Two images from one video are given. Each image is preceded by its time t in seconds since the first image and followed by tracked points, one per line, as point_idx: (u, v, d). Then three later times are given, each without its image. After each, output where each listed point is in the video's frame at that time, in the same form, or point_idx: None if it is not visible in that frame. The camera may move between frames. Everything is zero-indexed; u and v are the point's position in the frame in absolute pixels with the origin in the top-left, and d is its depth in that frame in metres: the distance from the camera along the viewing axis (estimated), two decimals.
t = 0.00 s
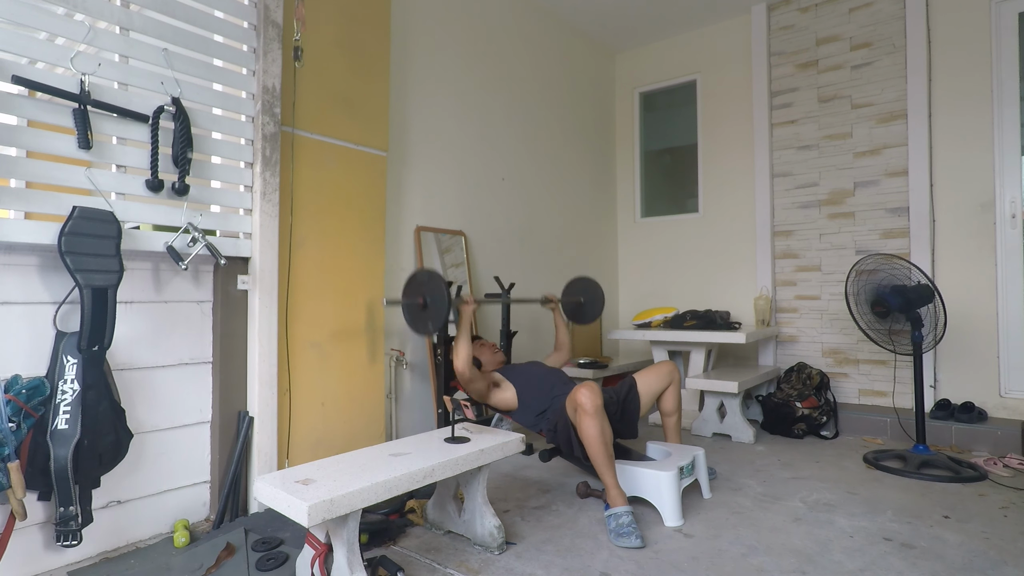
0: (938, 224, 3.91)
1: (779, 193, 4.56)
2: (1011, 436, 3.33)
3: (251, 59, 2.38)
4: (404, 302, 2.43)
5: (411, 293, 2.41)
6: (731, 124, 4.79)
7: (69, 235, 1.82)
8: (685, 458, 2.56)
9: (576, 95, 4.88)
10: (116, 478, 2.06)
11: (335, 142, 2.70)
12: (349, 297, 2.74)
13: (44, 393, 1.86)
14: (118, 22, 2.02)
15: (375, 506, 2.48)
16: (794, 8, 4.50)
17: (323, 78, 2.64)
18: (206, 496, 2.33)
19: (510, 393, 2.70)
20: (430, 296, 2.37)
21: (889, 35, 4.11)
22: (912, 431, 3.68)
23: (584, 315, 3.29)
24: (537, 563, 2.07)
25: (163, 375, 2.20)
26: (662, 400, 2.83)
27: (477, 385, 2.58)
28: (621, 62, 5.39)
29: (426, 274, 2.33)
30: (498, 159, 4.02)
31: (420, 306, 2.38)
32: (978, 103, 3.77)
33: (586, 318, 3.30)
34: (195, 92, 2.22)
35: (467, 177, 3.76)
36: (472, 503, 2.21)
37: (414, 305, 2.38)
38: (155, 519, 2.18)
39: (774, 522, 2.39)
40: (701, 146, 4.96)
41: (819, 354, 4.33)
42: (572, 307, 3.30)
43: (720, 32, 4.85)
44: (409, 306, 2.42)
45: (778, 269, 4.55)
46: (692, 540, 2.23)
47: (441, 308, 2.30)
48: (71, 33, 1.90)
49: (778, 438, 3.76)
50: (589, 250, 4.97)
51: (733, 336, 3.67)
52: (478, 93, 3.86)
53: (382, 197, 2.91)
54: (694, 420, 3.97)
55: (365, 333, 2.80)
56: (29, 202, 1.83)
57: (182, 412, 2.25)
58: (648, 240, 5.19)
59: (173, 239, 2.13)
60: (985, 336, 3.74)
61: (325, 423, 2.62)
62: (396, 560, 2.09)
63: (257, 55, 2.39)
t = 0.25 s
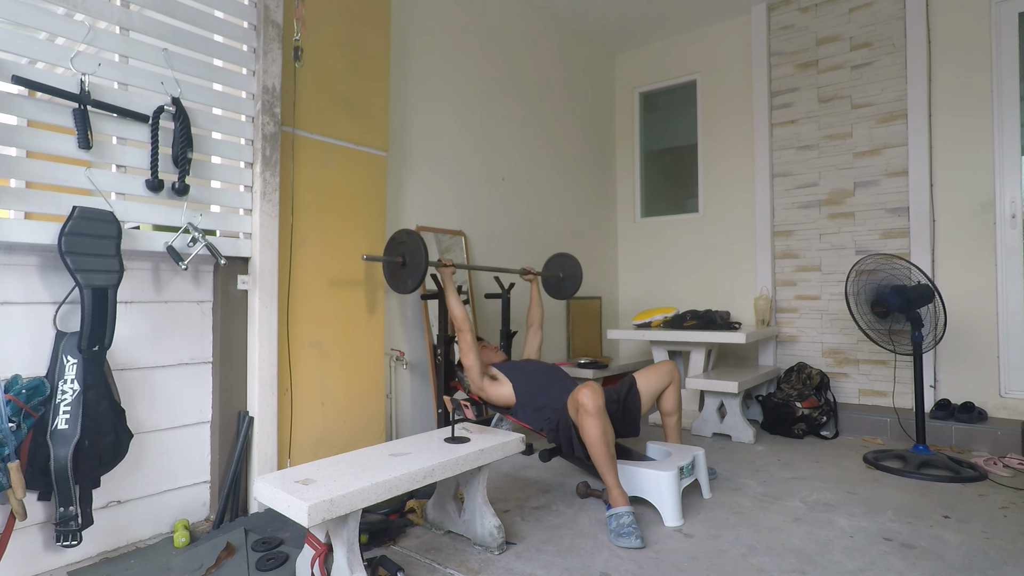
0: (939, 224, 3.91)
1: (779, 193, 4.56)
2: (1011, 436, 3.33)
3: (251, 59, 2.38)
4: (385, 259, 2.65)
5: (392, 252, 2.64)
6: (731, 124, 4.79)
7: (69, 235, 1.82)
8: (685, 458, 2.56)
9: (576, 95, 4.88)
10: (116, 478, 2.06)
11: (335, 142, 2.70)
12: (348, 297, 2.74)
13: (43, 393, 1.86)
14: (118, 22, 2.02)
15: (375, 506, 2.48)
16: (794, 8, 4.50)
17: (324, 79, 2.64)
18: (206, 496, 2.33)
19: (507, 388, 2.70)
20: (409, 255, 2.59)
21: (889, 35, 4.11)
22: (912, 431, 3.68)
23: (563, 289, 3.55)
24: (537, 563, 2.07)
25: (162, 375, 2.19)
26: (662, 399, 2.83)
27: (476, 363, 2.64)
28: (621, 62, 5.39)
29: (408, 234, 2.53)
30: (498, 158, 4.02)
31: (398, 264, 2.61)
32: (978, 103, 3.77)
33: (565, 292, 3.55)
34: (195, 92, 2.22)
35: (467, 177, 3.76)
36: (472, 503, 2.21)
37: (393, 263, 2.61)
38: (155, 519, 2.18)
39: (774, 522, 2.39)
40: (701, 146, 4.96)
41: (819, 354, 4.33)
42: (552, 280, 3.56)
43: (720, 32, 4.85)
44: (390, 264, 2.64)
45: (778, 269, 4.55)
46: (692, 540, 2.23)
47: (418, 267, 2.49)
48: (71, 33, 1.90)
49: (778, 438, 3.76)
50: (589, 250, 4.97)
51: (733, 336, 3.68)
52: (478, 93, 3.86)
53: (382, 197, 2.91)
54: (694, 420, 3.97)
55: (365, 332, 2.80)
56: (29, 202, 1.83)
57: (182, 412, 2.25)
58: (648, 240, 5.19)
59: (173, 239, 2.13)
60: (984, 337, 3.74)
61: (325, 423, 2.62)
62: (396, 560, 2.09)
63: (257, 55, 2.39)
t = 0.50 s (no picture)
0: (939, 224, 3.91)
1: (779, 193, 4.56)
2: (1011, 436, 3.33)
3: (251, 59, 2.38)
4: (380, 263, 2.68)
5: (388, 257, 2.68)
6: (731, 124, 4.79)
7: (69, 235, 1.82)
8: (685, 458, 2.56)
9: (576, 95, 4.88)
10: (116, 478, 2.06)
11: (335, 142, 2.70)
12: (349, 297, 2.74)
13: (43, 393, 1.86)
14: (118, 22, 2.02)
15: (375, 506, 2.48)
16: (794, 8, 4.50)
17: (324, 78, 2.64)
18: (206, 496, 2.33)
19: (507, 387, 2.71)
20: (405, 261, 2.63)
21: (889, 35, 4.11)
22: (912, 431, 3.68)
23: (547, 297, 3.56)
24: (537, 563, 2.07)
25: (162, 374, 2.19)
26: (662, 400, 2.83)
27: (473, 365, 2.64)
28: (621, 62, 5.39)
29: (404, 241, 2.58)
30: (498, 158, 4.02)
31: (395, 269, 2.64)
32: (978, 103, 3.77)
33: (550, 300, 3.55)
34: (195, 92, 2.22)
35: (467, 177, 3.76)
36: (472, 504, 2.21)
37: (390, 268, 2.64)
38: (155, 519, 2.18)
39: (774, 522, 2.39)
40: (701, 146, 4.96)
41: (819, 354, 4.33)
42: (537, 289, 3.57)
43: (720, 32, 4.85)
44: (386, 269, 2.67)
45: (778, 269, 4.55)
46: (692, 540, 2.23)
47: (415, 273, 2.54)
48: (71, 33, 1.90)
49: (778, 438, 3.76)
50: (589, 250, 4.97)
51: (733, 336, 3.68)
52: (479, 93, 3.86)
53: (382, 197, 2.91)
54: (694, 420, 3.97)
55: (365, 332, 2.80)
56: (29, 202, 1.83)
57: (182, 412, 2.25)
58: (648, 240, 5.19)
59: (173, 239, 2.13)
60: (985, 337, 3.74)
61: (326, 423, 2.62)
62: (396, 560, 2.09)
63: (257, 55, 2.39)
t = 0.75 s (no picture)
0: (939, 224, 3.91)
1: (779, 193, 4.56)
2: (1011, 436, 3.33)
3: (251, 59, 2.38)
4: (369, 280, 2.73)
5: (375, 276, 2.73)
6: (731, 124, 4.79)
7: (69, 235, 1.82)
8: (685, 458, 2.56)
9: (576, 95, 4.88)
10: (116, 478, 2.06)
11: (336, 142, 2.70)
12: (348, 297, 2.74)
13: (43, 393, 1.86)
14: (118, 22, 2.02)
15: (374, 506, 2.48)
16: (794, 8, 4.50)
17: (324, 79, 2.64)
18: (206, 496, 2.33)
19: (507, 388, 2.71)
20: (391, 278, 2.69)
21: (889, 35, 4.11)
22: (912, 431, 3.68)
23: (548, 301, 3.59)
24: (537, 563, 2.07)
25: (162, 374, 2.19)
26: (662, 400, 2.83)
27: (472, 369, 2.62)
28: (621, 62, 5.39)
29: (389, 259, 2.64)
30: (498, 158, 4.02)
31: (381, 288, 2.69)
32: (978, 103, 3.77)
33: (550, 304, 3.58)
34: (195, 92, 2.22)
35: (466, 177, 3.76)
36: (472, 504, 2.21)
37: (376, 287, 2.69)
38: (155, 519, 2.18)
39: (774, 522, 2.39)
40: (701, 146, 4.96)
41: (819, 354, 4.33)
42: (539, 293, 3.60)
43: (720, 32, 4.85)
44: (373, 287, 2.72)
45: (778, 269, 4.55)
46: (692, 540, 2.23)
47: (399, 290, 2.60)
48: (71, 33, 1.90)
49: (778, 438, 3.76)
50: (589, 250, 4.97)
51: (733, 336, 3.68)
52: (479, 94, 3.86)
53: (382, 197, 2.91)
54: (694, 420, 3.97)
55: (365, 333, 2.80)
56: (29, 202, 1.83)
57: (182, 412, 2.25)
58: (648, 240, 5.19)
59: (173, 239, 2.13)
60: (985, 337, 3.74)
61: (326, 422, 2.62)
62: (396, 560, 2.09)
63: (257, 55, 2.39)
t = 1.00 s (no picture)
0: (939, 224, 3.91)
1: (779, 193, 4.56)
2: (1011, 436, 3.33)
3: (251, 59, 2.38)
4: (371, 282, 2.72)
5: (377, 278, 2.72)
6: (732, 124, 4.79)
7: (69, 235, 1.82)
8: (685, 458, 2.56)
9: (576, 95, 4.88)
10: (116, 478, 2.06)
11: (335, 142, 2.70)
12: (348, 297, 2.74)
13: (43, 393, 1.86)
14: (118, 22, 2.02)
15: (375, 506, 2.48)
16: (794, 8, 4.50)
17: (324, 79, 2.64)
18: (206, 496, 2.33)
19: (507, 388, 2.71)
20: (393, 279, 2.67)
21: (890, 35, 4.11)
22: (912, 431, 3.68)
23: (547, 301, 3.59)
24: (537, 563, 2.07)
25: (162, 374, 2.19)
26: (663, 403, 2.83)
27: (473, 371, 2.61)
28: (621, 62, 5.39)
29: (392, 261, 2.62)
30: (498, 158, 4.02)
31: (383, 289, 2.68)
32: (978, 103, 3.77)
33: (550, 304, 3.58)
34: (195, 92, 2.22)
35: (467, 177, 3.76)
36: (472, 504, 2.21)
37: (378, 288, 2.67)
38: (155, 519, 2.18)
39: (774, 522, 2.39)
40: (701, 146, 4.96)
41: (819, 354, 4.33)
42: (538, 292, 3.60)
43: (720, 32, 4.85)
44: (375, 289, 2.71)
45: (778, 269, 4.55)
46: (692, 540, 2.23)
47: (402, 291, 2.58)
48: (71, 33, 1.90)
49: (778, 438, 3.76)
50: (589, 250, 4.97)
51: (733, 336, 3.68)
52: (479, 94, 3.86)
53: (382, 197, 2.91)
54: (694, 420, 3.97)
55: (365, 333, 2.80)
56: (29, 202, 1.83)
57: (182, 412, 2.25)
58: (648, 240, 5.19)
59: (173, 239, 2.13)
60: (985, 337, 3.73)
61: (325, 422, 2.62)
62: (396, 560, 2.09)
63: (257, 55, 2.39)
